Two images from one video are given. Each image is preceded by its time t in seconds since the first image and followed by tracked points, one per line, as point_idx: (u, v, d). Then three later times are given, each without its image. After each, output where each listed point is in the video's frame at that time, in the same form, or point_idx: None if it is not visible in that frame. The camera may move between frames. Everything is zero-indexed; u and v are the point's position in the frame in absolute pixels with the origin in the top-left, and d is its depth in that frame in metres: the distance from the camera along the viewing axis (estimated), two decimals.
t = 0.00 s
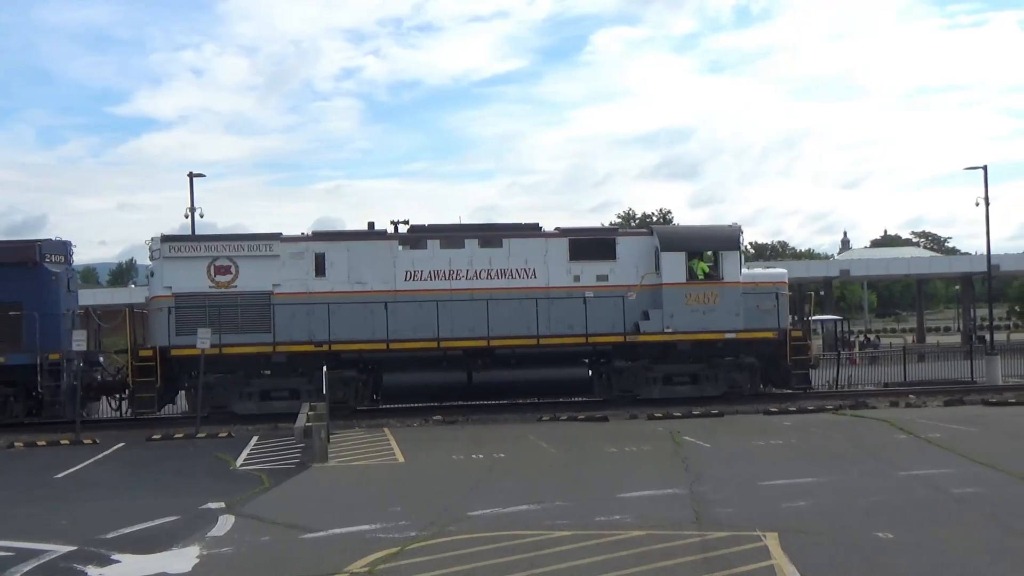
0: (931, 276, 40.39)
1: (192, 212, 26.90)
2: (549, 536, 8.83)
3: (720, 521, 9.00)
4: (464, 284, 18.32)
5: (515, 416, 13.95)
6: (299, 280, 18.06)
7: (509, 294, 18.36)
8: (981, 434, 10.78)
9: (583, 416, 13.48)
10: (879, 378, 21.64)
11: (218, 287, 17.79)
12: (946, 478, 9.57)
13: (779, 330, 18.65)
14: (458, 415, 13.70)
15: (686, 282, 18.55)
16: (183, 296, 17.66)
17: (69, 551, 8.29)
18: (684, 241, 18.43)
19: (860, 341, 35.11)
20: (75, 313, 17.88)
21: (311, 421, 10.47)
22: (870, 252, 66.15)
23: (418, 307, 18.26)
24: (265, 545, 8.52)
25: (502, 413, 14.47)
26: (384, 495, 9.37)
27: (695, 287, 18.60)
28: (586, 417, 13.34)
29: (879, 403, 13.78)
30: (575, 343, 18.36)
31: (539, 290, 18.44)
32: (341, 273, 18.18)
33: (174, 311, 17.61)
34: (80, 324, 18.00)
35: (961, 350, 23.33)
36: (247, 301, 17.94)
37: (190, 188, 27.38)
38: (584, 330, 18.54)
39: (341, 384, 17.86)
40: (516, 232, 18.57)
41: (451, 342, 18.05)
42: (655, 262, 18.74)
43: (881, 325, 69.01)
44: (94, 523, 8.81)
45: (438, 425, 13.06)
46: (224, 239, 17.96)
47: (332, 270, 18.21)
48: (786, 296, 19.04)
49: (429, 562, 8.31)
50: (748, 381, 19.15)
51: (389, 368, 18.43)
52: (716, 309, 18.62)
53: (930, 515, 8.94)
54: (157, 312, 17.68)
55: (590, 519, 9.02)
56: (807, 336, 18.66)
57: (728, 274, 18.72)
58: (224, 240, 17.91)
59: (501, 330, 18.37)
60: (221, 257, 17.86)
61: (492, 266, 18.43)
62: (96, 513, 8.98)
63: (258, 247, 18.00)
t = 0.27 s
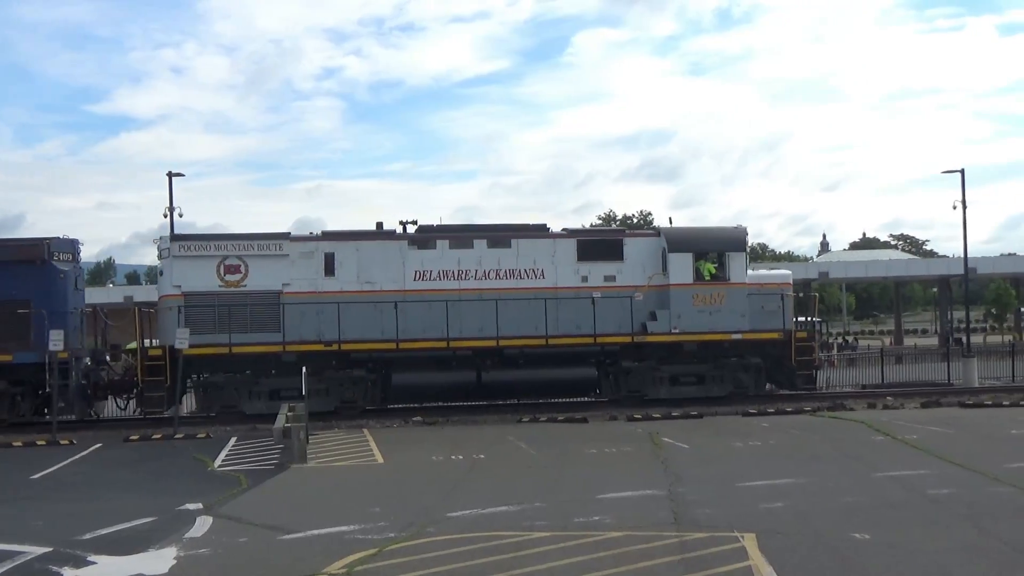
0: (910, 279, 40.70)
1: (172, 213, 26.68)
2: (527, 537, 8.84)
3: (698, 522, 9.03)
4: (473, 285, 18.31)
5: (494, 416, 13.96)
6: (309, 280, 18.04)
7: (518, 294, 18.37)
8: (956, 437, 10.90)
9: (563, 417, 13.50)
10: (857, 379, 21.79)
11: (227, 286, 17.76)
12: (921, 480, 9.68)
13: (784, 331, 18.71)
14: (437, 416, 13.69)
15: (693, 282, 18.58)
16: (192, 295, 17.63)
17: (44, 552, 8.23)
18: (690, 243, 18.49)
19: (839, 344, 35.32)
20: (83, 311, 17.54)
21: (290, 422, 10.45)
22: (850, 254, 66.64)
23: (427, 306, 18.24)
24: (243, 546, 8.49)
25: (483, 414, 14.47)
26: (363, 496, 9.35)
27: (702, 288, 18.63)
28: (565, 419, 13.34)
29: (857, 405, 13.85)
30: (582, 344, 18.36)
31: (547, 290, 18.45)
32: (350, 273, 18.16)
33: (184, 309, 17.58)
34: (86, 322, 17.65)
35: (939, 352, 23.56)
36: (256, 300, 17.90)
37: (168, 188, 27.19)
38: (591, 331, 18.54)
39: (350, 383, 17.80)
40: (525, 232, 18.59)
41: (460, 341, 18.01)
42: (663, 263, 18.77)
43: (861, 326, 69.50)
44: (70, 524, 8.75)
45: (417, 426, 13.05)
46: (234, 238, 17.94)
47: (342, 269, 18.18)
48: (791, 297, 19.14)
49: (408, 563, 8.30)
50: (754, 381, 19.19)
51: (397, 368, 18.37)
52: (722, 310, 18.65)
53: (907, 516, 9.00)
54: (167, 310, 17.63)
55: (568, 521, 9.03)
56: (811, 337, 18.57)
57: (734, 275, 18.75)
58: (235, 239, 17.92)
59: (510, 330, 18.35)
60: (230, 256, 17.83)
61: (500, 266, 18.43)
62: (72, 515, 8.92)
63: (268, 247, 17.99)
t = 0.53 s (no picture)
0: (886, 281, 41.07)
1: (147, 212, 26.40)
2: (503, 538, 8.84)
3: (673, 522, 9.06)
4: (479, 284, 18.26)
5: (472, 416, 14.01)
6: (314, 279, 17.93)
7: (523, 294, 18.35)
8: (928, 438, 11.08)
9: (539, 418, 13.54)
10: (832, 381, 21.98)
11: (233, 285, 17.71)
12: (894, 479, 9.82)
13: (786, 331, 18.87)
14: (414, 416, 13.73)
15: (696, 283, 18.66)
16: (198, 294, 17.56)
17: (16, 554, 8.15)
18: (694, 243, 18.58)
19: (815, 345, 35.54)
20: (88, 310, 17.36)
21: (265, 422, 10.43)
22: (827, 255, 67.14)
23: (433, 306, 18.17)
24: (217, 547, 8.44)
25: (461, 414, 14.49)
26: (338, 497, 9.34)
27: (705, 288, 18.72)
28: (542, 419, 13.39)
29: (832, 406, 14.00)
30: (587, 344, 18.37)
31: (552, 290, 18.45)
32: (356, 272, 18.05)
33: (190, 308, 17.51)
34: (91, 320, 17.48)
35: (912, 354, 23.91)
36: (262, 299, 17.84)
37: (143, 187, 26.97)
38: (596, 331, 18.55)
39: (357, 383, 17.70)
40: (530, 233, 18.57)
41: (467, 341, 17.96)
42: (666, 263, 18.83)
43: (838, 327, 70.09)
44: (43, 525, 8.68)
45: (394, 427, 13.08)
46: (241, 237, 17.86)
47: (348, 269, 18.08)
48: (792, 298, 19.34)
49: (384, 563, 8.27)
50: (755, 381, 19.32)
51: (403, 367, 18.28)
52: (725, 310, 18.75)
53: (881, 516, 9.08)
54: (172, 310, 17.54)
55: (544, 521, 9.04)
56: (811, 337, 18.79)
57: (738, 277, 18.87)
58: (241, 237, 17.82)
59: (516, 329, 18.33)
60: (236, 255, 17.75)
61: (506, 266, 18.39)
62: (45, 516, 8.85)
63: (274, 246, 17.90)
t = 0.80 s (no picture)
0: (861, 284, 41.42)
1: (122, 212, 26.28)
2: (478, 538, 8.82)
3: (648, 522, 9.08)
4: (483, 285, 18.29)
5: (448, 417, 14.05)
6: (320, 279, 17.89)
7: (528, 295, 18.39)
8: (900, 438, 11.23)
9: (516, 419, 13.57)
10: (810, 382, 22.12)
11: (239, 285, 17.69)
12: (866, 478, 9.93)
13: (786, 332, 19.00)
14: (391, 416, 13.76)
15: (698, 285, 18.75)
16: (203, 295, 17.56)
17: None
18: (698, 244, 18.70)
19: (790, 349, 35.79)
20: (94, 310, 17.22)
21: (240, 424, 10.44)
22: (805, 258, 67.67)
23: (438, 307, 18.20)
24: (191, 548, 8.37)
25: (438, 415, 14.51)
26: (312, 499, 9.32)
27: (707, 290, 18.83)
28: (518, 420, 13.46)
29: (806, 406, 14.14)
30: (591, 345, 18.45)
31: (556, 292, 18.51)
32: (361, 273, 18.02)
33: (195, 309, 17.50)
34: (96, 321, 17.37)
35: (885, 356, 24.23)
36: (267, 299, 17.83)
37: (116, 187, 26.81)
38: (600, 332, 18.63)
39: (362, 383, 17.69)
40: (534, 234, 18.58)
41: (472, 341, 17.98)
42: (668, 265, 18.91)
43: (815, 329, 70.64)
44: (15, 527, 8.61)
45: (369, 427, 13.12)
46: (247, 237, 17.82)
47: (353, 269, 18.03)
48: (791, 300, 19.48)
49: (358, 563, 8.21)
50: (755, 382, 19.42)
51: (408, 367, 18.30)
52: (727, 312, 18.86)
53: (854, 515, 9.15)
54: (176, 310, 17.52)
55: (520, 522, 9.04)
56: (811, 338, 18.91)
57: (738, 278, 19.00)
58: (247, 238, 17.79)
59: (520, 330, 18.39)
60: (242, 255, 17.72)
61: (510, 267, 18.41)
62: (18, 517, 8.79)
63: (280, 246, 17.86)
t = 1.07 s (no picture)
0: (836, 284, 41.77)
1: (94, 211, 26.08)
2: (452, 539, 8.81)
3: (622, 522, 9.11)
4: (486, 285, 18.34)
5: (422, 420, 14.08)
6: (324, 279, 17.88)
7: (531, 295, 18.45)
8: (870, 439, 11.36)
9: (490, 420, 13.62)
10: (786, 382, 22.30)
11: (243, 285, 17.57)
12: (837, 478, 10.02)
13: (784, 332, 19.17)
14: (365, 418, 13.75)
15: (698, 285, 18.86)
16: (208, 294, 17.40)
17: None
18: (690, 245, 18.81)
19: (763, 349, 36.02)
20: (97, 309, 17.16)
21: (213, 425, 10.43)
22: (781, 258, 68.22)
23: (442, 307, 18.22)
24: (163, 551, 8.29)
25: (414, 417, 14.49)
26: (286, 501, 9.30)
27: (707, 290, 18.95)
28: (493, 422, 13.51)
29: (780, 407, 14.25)
30: (593, 345, 18.52)
31: (558, 292, 18.58)
32: (365, 273, 18.03)
33: (199, 309, 17.33)
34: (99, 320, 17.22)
35: (857, 356, 24.52)
36: (272, 300, 17.75)
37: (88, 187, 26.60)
38: (602, 331, 18.71)
39: (366, 383, 17.66)
40: (536, 234, 18.65)
41: (476, 341, 18.02)
42: (668, 265, 19.03)
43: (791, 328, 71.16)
44: None
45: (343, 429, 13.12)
46: (251, 237, 17.71)
47: (356, 269, 18.04)
48: (789, 300, 19.65)
49: (332, 564, 8.17)
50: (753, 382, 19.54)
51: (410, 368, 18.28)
52: (726, 312, 19.00)
53: (826, 515, 9.19)
54: (179, 309, 17.40)
55: (495, 523, 9.05)
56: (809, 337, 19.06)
57: (738, 279, 19.14)
58: (251, 237, 17.69)
59: (523, 330, 18.44)
60: (246, 255, 17.62)
61: (513, 267, 18.47)
62: None
63: (284, 246, 17.79)
